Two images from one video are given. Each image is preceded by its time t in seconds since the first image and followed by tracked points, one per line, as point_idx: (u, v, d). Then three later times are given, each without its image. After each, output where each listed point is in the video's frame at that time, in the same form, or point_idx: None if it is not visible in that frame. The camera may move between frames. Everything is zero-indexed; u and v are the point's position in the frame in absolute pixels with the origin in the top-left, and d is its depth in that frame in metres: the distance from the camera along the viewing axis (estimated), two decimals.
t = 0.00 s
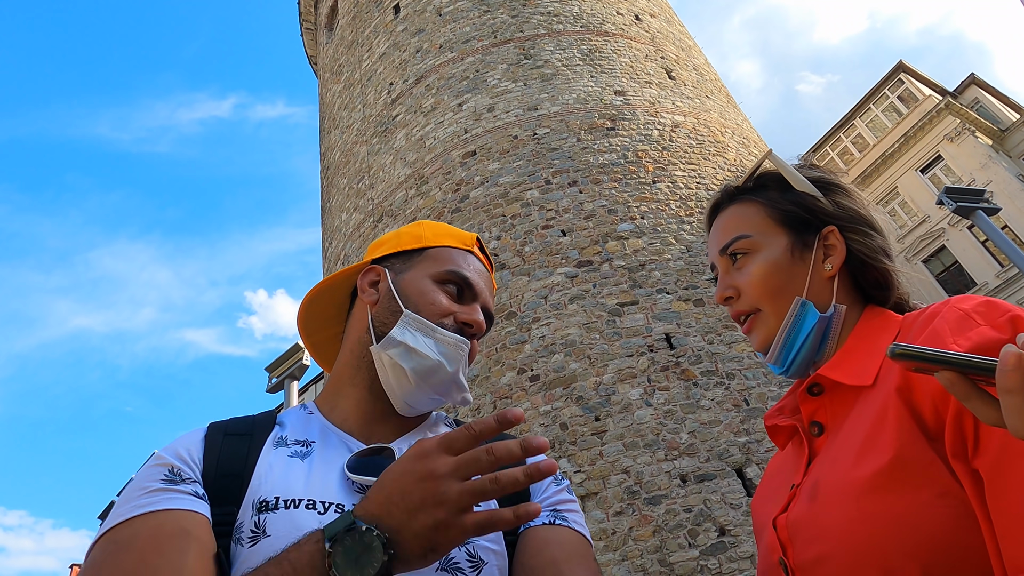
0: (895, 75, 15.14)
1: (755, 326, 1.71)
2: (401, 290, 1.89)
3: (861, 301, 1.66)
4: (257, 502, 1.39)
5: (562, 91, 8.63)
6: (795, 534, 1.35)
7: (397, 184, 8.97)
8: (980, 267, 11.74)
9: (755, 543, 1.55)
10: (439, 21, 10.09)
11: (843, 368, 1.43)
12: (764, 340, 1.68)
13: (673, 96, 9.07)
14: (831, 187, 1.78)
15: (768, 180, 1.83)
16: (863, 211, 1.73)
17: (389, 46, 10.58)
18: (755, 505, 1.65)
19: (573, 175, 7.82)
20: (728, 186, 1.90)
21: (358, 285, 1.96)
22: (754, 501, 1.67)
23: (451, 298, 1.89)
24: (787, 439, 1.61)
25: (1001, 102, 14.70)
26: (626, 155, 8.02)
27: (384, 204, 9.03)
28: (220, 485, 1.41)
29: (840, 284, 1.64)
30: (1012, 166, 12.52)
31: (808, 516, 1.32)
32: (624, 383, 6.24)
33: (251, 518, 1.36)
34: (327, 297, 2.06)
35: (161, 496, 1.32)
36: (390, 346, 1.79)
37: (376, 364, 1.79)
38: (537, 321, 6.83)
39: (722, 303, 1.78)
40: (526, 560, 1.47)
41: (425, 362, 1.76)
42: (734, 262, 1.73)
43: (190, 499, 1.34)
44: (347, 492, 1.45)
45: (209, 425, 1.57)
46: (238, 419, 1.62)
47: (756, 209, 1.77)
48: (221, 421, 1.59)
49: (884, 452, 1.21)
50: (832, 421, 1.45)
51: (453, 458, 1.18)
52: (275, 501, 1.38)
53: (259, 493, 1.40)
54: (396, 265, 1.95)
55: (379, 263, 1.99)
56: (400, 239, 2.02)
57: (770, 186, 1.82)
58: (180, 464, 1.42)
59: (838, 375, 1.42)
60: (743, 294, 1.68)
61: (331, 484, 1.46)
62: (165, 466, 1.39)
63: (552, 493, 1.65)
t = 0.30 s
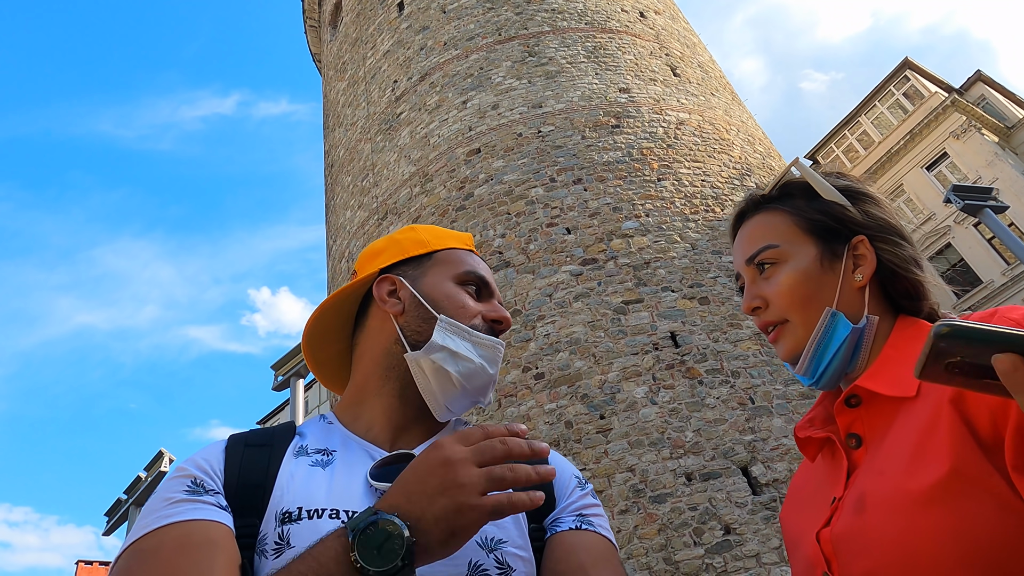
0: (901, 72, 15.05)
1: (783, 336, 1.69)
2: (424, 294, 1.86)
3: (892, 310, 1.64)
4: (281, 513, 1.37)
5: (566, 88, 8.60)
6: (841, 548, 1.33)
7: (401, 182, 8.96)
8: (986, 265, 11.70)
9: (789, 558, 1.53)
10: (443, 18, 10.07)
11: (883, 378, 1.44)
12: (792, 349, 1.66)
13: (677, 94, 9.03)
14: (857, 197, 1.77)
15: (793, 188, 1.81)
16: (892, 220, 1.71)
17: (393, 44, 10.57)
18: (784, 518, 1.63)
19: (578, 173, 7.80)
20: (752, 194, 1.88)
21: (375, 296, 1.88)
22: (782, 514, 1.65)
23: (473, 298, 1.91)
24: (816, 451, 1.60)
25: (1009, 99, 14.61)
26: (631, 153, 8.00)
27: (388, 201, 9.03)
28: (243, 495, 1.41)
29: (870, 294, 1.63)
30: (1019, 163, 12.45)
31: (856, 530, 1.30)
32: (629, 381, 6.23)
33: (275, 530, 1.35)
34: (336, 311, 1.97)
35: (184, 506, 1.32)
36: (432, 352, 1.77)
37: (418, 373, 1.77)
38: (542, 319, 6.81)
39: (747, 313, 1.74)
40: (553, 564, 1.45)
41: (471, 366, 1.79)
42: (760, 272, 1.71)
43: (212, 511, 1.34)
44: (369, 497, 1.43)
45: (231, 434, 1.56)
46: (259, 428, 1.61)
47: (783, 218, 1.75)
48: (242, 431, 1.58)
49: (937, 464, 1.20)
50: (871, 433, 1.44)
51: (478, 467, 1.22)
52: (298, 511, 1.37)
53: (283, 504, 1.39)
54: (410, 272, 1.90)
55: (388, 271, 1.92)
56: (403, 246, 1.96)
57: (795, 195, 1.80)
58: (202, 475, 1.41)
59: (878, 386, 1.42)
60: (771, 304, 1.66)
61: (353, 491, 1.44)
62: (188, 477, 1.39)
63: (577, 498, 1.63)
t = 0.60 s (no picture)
0: (907, 71, 15.00)
1: (779, 361, 1.68)
2: (387, 314, 1.88)
3: (891, 337, 1.63)
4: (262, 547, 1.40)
5: (570, 89, 8.59)
6: None
7: (405, 183, 8.97)
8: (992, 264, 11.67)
9: None
10: (446, 18, 10.06)
11: (885, 410, 1.43)
12: (788, 376, 1.65)
13: (681, 93, 9.01)
14: (855, 223, 1.77)
15: (791, 213, 1.82)
16: (891, 248, 1.71)
17: (396, 44, 10.57)
18: (785, 545, 1.64)
19: (582, 173, 7.79)
20: (750, 218, 1.89)
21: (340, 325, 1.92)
22: (781, 543, 1.66)
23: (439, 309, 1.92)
24: (815, 480, 1.60)
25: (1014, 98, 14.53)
26: (635, 153, 7.98)
27: (392, 202, 9.04)
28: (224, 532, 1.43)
29: (868, 321, 1.62)
30: None
31: (856, 565, 1.30)
32: (633, 382, 6.22)
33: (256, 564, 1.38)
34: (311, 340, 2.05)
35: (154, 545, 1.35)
36: (396, 374, 1.80)
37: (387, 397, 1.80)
38: (546, 320, 6.80)
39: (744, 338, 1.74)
40: None
41: (436, 383, 1.80)
42: (757, 297, 1.71)
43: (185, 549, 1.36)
44: (351, 528, 1.44)
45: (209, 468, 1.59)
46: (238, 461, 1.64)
47: (780, 242, 1.75)
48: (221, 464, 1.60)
49: (939, 503, 1.20)
50: (871, 465, 1.44)
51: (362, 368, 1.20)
52: (278, 546, 1.39)
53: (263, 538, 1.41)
54: (371, 295, 1.94)
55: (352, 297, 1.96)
56: (363, 268, 1.99)
57: (793, 219, 1.80)
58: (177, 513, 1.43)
59: (878, 418, 1.42)
60: (767, 330, 1.66)
61: (336, 523, 1.45)
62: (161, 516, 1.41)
63: (564, 517, 1.63)
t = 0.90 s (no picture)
0: (909, 72, 14.96)
1: (763, 374, 1.68)
2: (312, 333, 2.01)
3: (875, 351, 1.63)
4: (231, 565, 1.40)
5: (572, 90, 8.59)
6: None
7: (407, 183, 8.98)
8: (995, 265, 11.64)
9: None
10: (448, 19, 10.07)
11: (870, 424, 1.42)
12: (772, 390, 1.65)
13: (684, 94, 9.00)
14: (840, 234, 1.78)
15: (776, 224, 1.83)
16: (875, 260, 1.72)
17: (399, 45, 10.58)
18: (765, 561, 1.66)
19: (584, 174, 7.79)
20: (734, 229, 1.90)
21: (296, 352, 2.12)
22: (763, 554, 1.67)
23: (354, 310, 1.96)
24: (798, 491, 1.62)
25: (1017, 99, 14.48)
26: (636, 154, 7.98)
27: (394, 203, 9.05)
28: (188, 554, 1.45)
29: (851, 334, 1.62)
30: None
31: None
32: (635, 384, 6.21)
33: None
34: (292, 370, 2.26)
35: None
36: (311, 395, 1.85)
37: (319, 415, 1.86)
38: (547, 321, 6.80)
39: (729, 350, 1.75)
40: None
41: (341, 395, 1.80)
42: (742, 310, 1.71)
43: None
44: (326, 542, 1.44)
45: (184, 489, 1.64)
46: (213, 480, 1.68)
47: (765, 254, 1.76)
48: (195, 484, 1.65)
49: (921, 521, 1.19)
50: (855, 478, 1.44)
51: (319, 520, 1.03)
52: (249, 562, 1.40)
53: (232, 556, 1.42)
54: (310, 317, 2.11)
55: (301, 325, 2.15)
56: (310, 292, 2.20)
57: (779, 230, 1.81)
58: (147, 543, 1.47)
59: (863, 431, 1.42)
60: (751, 342, 1.66)
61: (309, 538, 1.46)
62: (131, 548, 1.45)
63: (549, 529, 1.64)
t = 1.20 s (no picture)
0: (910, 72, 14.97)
1: (752, 362, 1.71)
2: (319, 315, 2.05)
3: (860, 340, 1.68)
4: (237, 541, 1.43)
5: (574, 90, 8.62)
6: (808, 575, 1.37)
7: (409, 183, 9.02)
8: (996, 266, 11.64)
9: None
10: (450, 20, 10.11)
11: (857, 406, 1.45)
12: (760, 377, 1.68)
13: (685, 95, 9.03)
14: (828, 226, 1.82)
15: (767, 216, 1.87)
16: (862, 252, 1.76)
17: (401, 46, 10.62)
18: (748, 541, 1.70)
19: (585, 174, 7.82)
20: (726, 219, 1.94)
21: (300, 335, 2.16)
22: (747, 536, 1.71)
23: (362, 291, 2.02)
24: (782, 474, 1.66)
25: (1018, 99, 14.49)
26: (638, 155, 8.01)
27: (396, 203, 9.08)
28: (197, 529, 1.49)
29: (838, 323, 1.66)
30: None
31: (824, 555, 1.34)
32: (635, 383, 6.24)
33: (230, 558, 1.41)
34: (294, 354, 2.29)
35: (132, 560, 1.40)
36: (321, 370, 1.89)
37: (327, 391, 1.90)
38: (548, 321, 6.84)
39: (718, 338, 1.78)
40: None
41: (352, 371, 1.84)
42: (731, 298, 1.75)
43: (162, 555, 1.42)
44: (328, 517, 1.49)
45: (192, 470, 1.69)
46: (221, 462, 1.74)
47: (755, 245, 1.79)
48: (204, 466, 1.70)
49: (904, 495, 1.23)
50: (840, 459, 1.48)
51: (335, 516, 1.05)
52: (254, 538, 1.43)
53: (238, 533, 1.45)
54: (315, 299, 2.14)
55: (304, 309, 2.19)
56: (313, 276, 2.23)
57: (769, 222, 1.85)
58: (157, 520, 1.51)
59: (848, 412, 1.45)
60: (741, 330, 1.69)
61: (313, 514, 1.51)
62: (142, 526, 1.49)
63: (551, 505, 1.66)
